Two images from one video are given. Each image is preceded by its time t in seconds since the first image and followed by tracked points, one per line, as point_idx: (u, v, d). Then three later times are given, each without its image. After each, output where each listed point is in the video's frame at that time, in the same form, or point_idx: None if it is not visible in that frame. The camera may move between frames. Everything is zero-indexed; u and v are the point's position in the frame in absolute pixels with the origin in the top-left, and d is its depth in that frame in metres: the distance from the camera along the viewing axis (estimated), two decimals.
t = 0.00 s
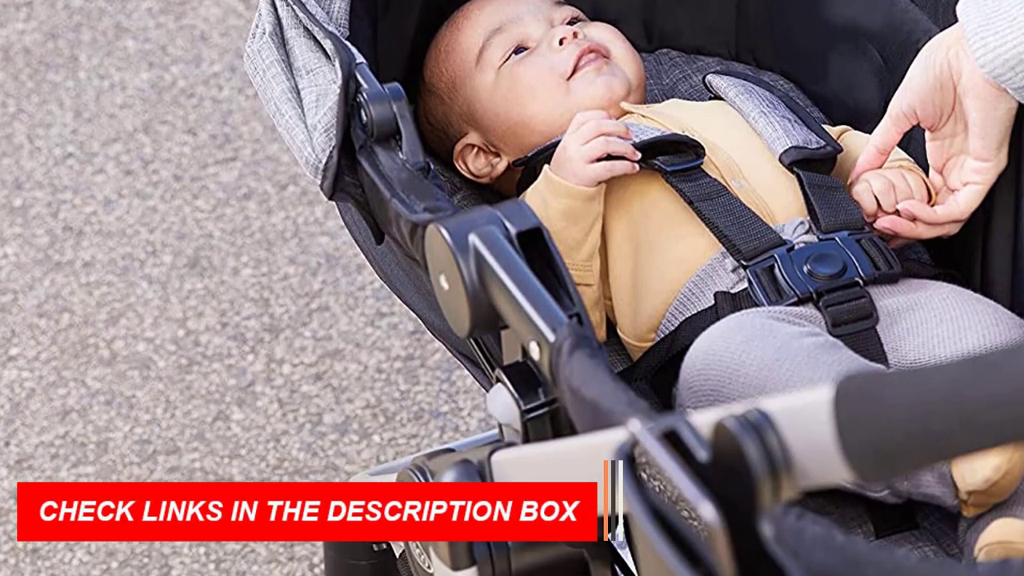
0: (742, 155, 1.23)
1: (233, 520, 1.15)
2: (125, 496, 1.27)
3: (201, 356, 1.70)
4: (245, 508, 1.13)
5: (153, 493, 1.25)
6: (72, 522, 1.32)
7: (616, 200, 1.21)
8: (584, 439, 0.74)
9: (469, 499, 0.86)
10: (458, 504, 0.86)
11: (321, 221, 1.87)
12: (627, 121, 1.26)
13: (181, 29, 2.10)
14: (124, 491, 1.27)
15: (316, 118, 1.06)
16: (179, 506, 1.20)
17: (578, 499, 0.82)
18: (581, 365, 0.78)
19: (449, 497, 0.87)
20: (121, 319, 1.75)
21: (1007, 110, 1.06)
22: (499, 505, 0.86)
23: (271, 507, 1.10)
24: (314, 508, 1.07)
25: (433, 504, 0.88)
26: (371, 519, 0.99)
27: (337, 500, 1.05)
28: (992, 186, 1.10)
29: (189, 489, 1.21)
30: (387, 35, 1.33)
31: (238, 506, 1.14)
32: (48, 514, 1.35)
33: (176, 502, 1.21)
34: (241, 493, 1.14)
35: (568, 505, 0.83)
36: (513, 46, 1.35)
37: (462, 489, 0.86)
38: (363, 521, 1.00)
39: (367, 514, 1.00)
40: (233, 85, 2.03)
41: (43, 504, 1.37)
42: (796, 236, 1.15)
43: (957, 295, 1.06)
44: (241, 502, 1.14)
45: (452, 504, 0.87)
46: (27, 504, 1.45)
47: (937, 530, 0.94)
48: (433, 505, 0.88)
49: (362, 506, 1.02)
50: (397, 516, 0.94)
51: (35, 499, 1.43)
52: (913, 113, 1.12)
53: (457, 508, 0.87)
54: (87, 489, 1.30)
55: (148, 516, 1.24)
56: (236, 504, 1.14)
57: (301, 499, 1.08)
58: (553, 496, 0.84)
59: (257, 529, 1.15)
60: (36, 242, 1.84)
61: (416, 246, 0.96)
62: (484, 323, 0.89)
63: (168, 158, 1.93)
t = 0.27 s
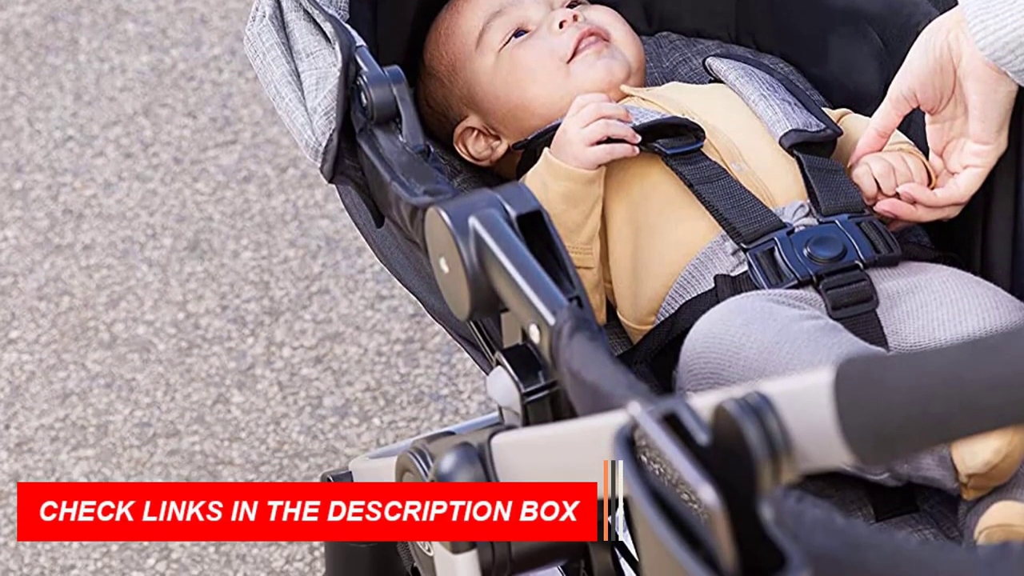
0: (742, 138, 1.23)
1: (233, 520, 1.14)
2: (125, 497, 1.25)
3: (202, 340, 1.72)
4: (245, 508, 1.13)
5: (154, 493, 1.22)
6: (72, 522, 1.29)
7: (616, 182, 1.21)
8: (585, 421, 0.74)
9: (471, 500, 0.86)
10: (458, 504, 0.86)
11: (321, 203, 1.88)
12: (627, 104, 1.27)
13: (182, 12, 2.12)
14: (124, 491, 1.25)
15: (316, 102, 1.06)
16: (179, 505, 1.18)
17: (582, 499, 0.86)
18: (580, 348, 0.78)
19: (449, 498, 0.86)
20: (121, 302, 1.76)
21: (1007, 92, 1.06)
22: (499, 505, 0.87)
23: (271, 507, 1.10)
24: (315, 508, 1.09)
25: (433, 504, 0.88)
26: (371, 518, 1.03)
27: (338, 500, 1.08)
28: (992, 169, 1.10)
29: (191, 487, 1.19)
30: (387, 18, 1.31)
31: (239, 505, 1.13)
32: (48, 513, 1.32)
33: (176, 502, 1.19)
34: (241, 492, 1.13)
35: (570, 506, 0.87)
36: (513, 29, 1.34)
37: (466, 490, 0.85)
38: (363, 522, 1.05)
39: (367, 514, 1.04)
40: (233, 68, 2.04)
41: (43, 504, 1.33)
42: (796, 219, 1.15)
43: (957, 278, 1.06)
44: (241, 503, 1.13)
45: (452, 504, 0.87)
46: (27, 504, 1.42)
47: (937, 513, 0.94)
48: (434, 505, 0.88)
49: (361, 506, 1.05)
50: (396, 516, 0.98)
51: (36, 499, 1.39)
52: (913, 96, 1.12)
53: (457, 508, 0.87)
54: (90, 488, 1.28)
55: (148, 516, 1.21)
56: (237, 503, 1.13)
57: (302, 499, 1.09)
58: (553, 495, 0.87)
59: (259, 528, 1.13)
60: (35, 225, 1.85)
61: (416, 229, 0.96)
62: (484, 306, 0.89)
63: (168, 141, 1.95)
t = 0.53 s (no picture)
0: (742, 122, 1.23)
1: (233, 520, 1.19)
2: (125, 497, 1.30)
3: (202, 323, 1.73)
4: (245, 508, 1.18)
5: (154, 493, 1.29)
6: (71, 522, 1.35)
7: (616, 165, 1.21)
8: (582, 405, 0.74)
9: (470, 500, 0.87)
10: (457, 505, 0.87)
11: (321, 187, 1.89)
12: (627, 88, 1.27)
13: None
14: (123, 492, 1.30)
15: (316, 85, 1.06)
16: (179, 506, 1.23)
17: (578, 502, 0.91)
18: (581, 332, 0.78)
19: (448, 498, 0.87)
20: (121, 286, 1.77)
21: (1007, 77, 1.06)
22: (499, 505, 0.87)
23: (271, 507, 1.15)
24: (316, 508, 1.11)
25: (433, 504, 0.89)
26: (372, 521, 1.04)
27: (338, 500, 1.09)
28: (992, 152, 1.10)
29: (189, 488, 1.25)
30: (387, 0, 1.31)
31: (239, 506, 1.18)
32: (48, 513, 1.39)
33: (175, 503, 1.25)
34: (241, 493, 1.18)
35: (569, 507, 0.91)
36: (513, 13, 1.34)
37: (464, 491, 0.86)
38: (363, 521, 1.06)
39: (367, 514, 1.05)
40: (233, 52, 2.06)
41: (42, 505, 1.40)
42: (796, 203, 1.15)
43: (957, 262, 1.06)
44: (241, 503, 1.18)
45: (451, 505, 0.88)
46: (24, 502, 1.47)
47: (937, 497, 0.95)
48: (434, 505, 0.89)
49: (361, 506, 1.06)
50: (396, 516, 0.98)
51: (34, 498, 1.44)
52: (913, 80, 1.12)
53: (456, 508, 0.88)
54: (87, 490, 1.32)
55: (147, 517, 1.28)
56: (237, 503, 1.18)
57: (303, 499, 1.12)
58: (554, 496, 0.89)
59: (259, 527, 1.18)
60: (35, 209, 1.86)
61: (416, 212, 0.96)
62: (484, 289, 0.89)
63: (168, 125, 1.96)
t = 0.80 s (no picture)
0: (742, 106, 1.23)
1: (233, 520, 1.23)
2: (124, 498, 1.37)
3: (201, 307, 1.76)
4: (245, 507, 1.22)
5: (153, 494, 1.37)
6: (71, 521, 1.42)
7: (616, 150, 1.21)
8: (580, 390, 0.74)
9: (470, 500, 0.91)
10: (458, 504, 0.91)
11: (321, 171, 1.92)
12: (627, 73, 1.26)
13: None
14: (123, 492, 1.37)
15: (316, 69, 1.05)
16: (179, 506, 1.32)
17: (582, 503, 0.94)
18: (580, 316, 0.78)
19: (449, 498, 0.91)
20: (121, 271, 1.81)
21: (1007, 62, 1.05)
22: (499, 505, 0.91)
23: (271, 506, 1.18)
24: (317, 508, 1.14)
25: (434, 504, 0.93)
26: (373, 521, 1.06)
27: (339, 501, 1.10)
28: (992, 137, 1.10)
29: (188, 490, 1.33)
30: None
31: (238, 505, 1.22)
32: (48, 513, 1.45)
33: (175, 504, 1.33)
34: (241, 494, 1.23)
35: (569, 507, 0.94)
36: None
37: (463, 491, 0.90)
38: (363, 522, 1.07)
39: (367, 514, 1.06)
40: (233, 36, 2.09)
41: (43, 505, 1.46)
42: (796, 186, 1.15)
43: (957, 247, 1.06)
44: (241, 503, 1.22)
45: (452, 504, 0.92)
46: (25, 503, 1.52)
47: (937, 481, 0.95)
48: (434, 505, 0.93)
49: (361, 506, 1.08)
50: (396, 516, 1.01)
51: (35, 500, 1.50)
52: (913, 65, 1.12)
53: (457, 508, 0.92)
54: (88, 490, 1.39)
55: (147, 516, 1.36)
56: (237, 504, 1.23)
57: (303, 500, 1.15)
58: (554, 496, 0.92)
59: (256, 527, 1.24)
60: (35, 194, 1.90)
61: (416, 196, 0.96)
62: (484, 273, 0.89)
63: (168, 109, 2.00)
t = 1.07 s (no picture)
0: (742, 91, 1.23)
1: (234, 519, 1.29)
2: (125, 498, 1.40)
3: (202, 292, 1.79)
4: (246, 508, 1.27)
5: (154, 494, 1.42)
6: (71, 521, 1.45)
7: (616, 134, 1.21)
8: (580, 374, 0.75)
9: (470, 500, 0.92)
10: (457, 504, 0.92)
11: (321, 156, 1.96)
12: (627, 57, 1.26)
13: None
14: (123, 493, 1.40)
15: (317, 54, 1.05)
16: (179, 506, 1.37)
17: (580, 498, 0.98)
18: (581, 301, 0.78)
19: (449, 498, 0.92)
20: (121, 256, 1.84)
21: (1007, 47, 1.06)
22: (499, 505, 0.92)
23: (272, 507, 1.22)
24: (315, 509, 1.18)
25: (434, 504, 0.94)
26: (371, 519, 1.11)
27: (338, 501, 1.16)
28: (992, 121, 1.10)
29: (188, 490, 1.38)
30: None
31: (240, 506, 1.27)
32: (47, 513, 1.47)
33: (176, 503, 1.38)
34: (241, 494, 1.28)
35: (568, 504, 0.98)
36: None
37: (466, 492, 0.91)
38: (363, 521, 1.12)
39: (367, 514, 1.11)
40: (233, 21, 2.13)
41: (43, 504, 1.47)
42: (796, 172, 1.15)
43: (957, 231, 1.06)
44: (242, 503, 1.27)
45: (452, 505, 0.93)
46: (25, 504, 1.53)
47: (937, 466, 0.95)
48: (434, 505, 0.95)
49: (361, 506, 1.13)
50: (397, 516, 1.04)
51: (34, 500, 1.50)
52: (913, 50, 1.12)
53: (457, 508, 0.93)
54: (88, 490, 1.42)
55: (149, 516, 1.41)
56: (237, 504, 1.28)
57: (303, 500, 1.19)
58: (553, 496, 0.97)
59: (256, 525, 1.30)
60: (35, 178, 1.94)
61: (415, 181, 0.96)
62: (484, 258, 0.89)
63: (168, 94, 2.04)
